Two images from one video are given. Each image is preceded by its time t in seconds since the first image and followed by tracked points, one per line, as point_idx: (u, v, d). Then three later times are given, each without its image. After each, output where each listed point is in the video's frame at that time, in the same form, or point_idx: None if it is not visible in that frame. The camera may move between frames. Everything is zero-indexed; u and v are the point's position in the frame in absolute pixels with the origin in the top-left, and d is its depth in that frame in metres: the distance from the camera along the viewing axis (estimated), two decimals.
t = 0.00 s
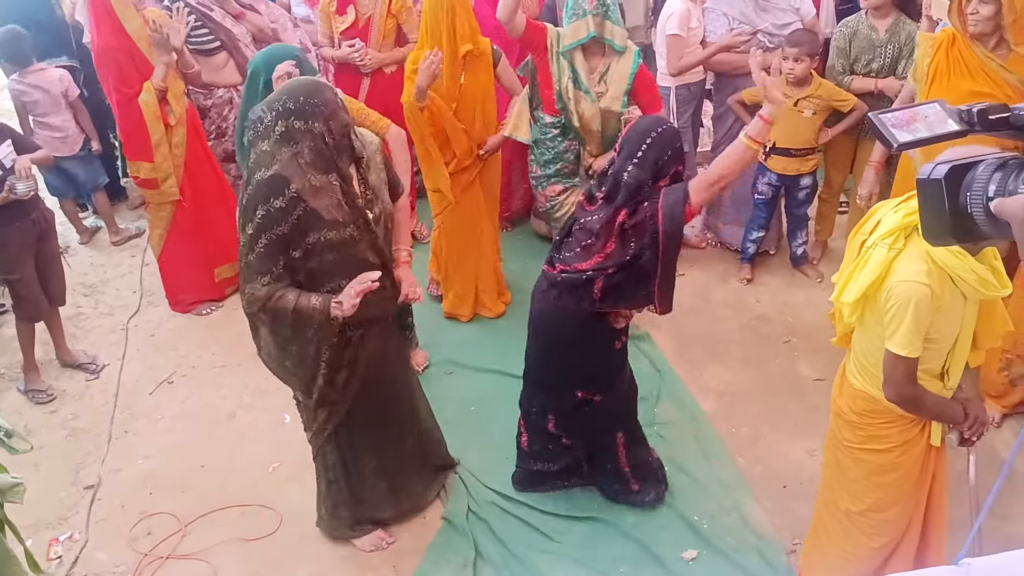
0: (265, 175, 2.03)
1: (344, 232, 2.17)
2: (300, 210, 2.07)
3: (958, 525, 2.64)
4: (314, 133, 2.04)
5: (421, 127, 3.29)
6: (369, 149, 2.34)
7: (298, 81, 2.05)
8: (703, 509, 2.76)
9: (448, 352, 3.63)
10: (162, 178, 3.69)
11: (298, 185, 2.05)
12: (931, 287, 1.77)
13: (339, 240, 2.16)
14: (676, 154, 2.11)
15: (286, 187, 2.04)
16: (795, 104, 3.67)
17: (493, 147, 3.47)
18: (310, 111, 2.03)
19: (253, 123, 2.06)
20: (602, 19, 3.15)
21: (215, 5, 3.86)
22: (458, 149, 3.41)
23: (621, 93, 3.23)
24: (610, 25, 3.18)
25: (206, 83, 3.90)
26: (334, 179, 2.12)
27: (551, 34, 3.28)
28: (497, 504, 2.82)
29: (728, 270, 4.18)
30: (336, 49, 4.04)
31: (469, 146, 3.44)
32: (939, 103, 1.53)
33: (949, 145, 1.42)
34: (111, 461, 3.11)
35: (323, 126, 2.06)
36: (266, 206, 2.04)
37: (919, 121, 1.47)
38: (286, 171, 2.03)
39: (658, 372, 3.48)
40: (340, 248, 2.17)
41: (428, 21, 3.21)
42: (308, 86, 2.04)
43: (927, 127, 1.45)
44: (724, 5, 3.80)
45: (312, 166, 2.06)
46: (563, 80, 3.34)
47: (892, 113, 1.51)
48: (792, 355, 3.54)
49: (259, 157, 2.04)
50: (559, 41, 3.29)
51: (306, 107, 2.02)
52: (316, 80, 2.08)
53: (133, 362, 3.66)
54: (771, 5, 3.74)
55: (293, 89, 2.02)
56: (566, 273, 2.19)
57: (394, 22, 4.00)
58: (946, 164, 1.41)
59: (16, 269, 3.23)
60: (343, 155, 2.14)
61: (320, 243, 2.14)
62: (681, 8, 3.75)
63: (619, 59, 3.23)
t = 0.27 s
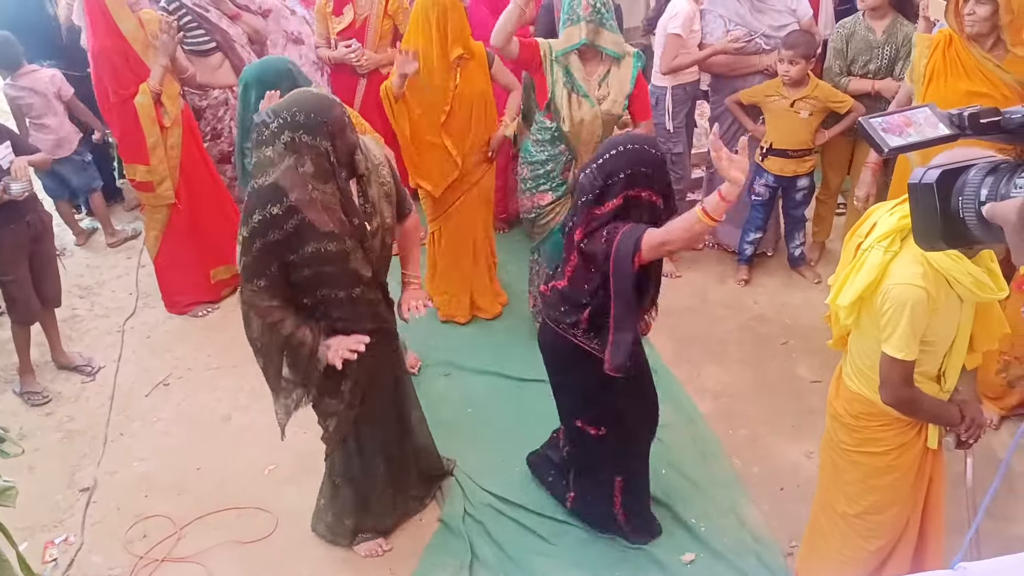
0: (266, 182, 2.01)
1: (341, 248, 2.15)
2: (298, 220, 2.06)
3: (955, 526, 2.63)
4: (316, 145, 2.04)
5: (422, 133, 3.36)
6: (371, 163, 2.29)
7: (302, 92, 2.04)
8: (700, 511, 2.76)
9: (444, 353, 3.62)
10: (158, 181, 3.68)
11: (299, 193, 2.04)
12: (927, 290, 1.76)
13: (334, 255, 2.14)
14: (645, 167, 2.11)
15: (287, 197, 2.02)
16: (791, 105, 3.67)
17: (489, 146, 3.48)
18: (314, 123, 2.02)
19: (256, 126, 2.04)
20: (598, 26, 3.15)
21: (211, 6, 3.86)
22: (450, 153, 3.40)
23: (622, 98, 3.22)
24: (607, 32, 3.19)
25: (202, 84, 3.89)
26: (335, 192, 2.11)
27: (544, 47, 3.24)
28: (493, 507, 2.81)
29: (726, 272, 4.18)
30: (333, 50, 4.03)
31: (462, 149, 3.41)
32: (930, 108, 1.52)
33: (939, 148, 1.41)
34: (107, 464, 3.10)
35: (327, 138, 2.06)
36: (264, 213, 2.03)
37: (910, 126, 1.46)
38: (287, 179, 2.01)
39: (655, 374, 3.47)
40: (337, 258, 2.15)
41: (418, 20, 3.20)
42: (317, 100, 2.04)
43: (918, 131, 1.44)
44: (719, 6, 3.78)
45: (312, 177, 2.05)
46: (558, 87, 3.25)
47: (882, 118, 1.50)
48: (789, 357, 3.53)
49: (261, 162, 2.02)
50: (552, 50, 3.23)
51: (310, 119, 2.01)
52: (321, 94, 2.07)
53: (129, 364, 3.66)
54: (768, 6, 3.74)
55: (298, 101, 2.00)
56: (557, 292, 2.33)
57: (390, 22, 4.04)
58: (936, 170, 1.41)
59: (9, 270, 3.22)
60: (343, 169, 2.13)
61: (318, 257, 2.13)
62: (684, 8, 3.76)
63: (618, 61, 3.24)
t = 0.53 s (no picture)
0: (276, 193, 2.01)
1: (346, 262, 2.15)
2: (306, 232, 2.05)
3: (957, 527, 2.63)
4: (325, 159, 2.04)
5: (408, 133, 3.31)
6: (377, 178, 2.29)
7: (313, 107, 2.04)
8: (700, 512, 2.75)
9: (444, 354, 3.62)
10: (157, 180, 3.68)
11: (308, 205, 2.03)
12: (929, 291, 1.76)
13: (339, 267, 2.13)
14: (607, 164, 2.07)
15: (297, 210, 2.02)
16: (791, 105, 3.66)
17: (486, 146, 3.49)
18: (325, 138, 2.03)
19: (268, 135, 2.04)
20: (601, 27, 3.26)
21: (210, 6, 3.85)
22: (445, 155, 3.41)
23: (633, 87, 3.31)
24: (607, 32, 3.29)
25: (202, 84, 3.89)
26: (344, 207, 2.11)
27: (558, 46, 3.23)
28: (493, 508, 2.81)
29: (726, 273, 4.17)
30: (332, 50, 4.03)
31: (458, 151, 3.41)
32: (932, 109, 1.52)
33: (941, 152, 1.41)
34: (106, 465, 3.10)
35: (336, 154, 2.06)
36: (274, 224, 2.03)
37: (913, 127, 1.47)
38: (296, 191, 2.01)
39: (656, 375, 3.46)
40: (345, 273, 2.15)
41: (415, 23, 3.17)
42: (327, 115, 2.04)
43: (919, 134, 1.44)
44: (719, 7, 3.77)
45: (321, 191, 2.05)
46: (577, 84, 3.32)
47: (885, 119, 1.50)
48: (790, 357, 3.53)
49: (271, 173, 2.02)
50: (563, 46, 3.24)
51: (320, 133, 2.02)
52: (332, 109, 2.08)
53: (129, 365, 3.65)
54: (768, 7, 3.74)
55: (309, 115, 2.01)
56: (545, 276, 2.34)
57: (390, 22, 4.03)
58: (938, 172, 1.41)
59: (7, 271, 3.21)
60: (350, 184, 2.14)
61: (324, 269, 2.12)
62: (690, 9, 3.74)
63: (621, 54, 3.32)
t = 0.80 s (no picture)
0: (282, 215, 1.98)
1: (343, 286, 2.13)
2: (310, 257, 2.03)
3: (959, 530, 2.61)
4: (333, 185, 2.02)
5: (400, 133, 3.25)
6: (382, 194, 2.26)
7: (323, 128, 2.00)
8: (701, 514, 2.74)
9: (442, 355, 3.60)
10: (155, 181, 3.67)
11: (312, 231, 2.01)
12: (931, 292, 1.74)
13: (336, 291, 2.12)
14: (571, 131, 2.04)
15: (301, 235, 2.00)
16: (792, 106, 3.64)
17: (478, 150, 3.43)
18: (333, 164, 1.99)
19: (275, 152, 1.98)
20: (607, 28, 3.17)
21: (208, 5, 3.84)
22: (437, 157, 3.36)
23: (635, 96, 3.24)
24: (613, 34, 3.20)
25: (199, 84, 3.88)
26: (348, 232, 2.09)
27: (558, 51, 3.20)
28: (492, 510, 2.79)
29: (726, 274, 4.16)
30: (331, 50, 4.02)
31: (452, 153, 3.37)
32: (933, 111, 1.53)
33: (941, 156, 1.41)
34: (103, 466, 3.08)
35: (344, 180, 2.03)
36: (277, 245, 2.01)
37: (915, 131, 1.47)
38: (300, 217, 1.98)
39: (656, 376, 3.45)
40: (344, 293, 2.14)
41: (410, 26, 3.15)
42: (338, 139, 2.00)
43: (920, 136, 1.45)
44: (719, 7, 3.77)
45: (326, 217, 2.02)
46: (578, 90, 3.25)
47: (886, 122, 1.50)
48: (790, 359, 3.51)
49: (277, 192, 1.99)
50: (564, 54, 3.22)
51: (329, 159, 1.98)
52: (342, 130, 2.04)
53: (127, 366, 3.63)
54: (768, 7, 3.72)
55: (319, 139, 1.97)
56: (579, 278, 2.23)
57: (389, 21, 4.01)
58: (939, 174, 1.40)
59: (3, 271, 3.20)
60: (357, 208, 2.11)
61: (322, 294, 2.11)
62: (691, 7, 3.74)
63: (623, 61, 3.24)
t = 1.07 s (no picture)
0: (300, 232, 1.96)
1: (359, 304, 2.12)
2: (327, 275, 2.02)
3: (964, 533, 2.61)
4: (354, 203, 1.99)
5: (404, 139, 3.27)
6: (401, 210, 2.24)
7: (347, 144, 1.98)
8: (705, 515, 2.74)
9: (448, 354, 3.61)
10: (164, 178, 3.67)
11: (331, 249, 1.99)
12: (939, 294, 1.74)
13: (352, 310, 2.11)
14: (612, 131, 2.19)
15: (319, 253, 1.98)
16: (800, 108, 3.64)
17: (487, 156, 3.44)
18: (355, 181, 1.97)
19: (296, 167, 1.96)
20: (619, 30, 3.13)
21: (217, 3, 3.85)
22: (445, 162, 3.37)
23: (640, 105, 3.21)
24: (626, 36, 3.16)
25: (208, 81, 3.89)
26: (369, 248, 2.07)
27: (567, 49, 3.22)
28: (497, 509, 2.80)
29: (732, 274, 4.15)
30: (340, 48, 4.03)
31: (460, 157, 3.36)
32: (943, 116, 1.53)
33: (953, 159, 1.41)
34: (110, 462, 3.09)
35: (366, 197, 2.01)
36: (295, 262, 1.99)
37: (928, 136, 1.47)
38: (318, 234, 1.96)
39: (661, 376, 3.44)
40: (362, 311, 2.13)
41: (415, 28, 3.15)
42: (361, 156, 1.98)
43: (931, 141, 1.45)
44: (727, 7, 3.75)
45: (346, 235, 2.00)
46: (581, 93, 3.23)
47: (901, 126, 1.50)
48: (796, 360, 3.51)
49: (296, 206, 1.97)
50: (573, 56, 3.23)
51: (350, 177, 1.96)
52: (366, 147, 2.01)
53: (134, 362, 3.65)
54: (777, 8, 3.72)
55: (341, 156, 1.95)
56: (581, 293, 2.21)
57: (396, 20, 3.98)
58: (949, 178, 1.39)
59: (11, 267, 3.21)
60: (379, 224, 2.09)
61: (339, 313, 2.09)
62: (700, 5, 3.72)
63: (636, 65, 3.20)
